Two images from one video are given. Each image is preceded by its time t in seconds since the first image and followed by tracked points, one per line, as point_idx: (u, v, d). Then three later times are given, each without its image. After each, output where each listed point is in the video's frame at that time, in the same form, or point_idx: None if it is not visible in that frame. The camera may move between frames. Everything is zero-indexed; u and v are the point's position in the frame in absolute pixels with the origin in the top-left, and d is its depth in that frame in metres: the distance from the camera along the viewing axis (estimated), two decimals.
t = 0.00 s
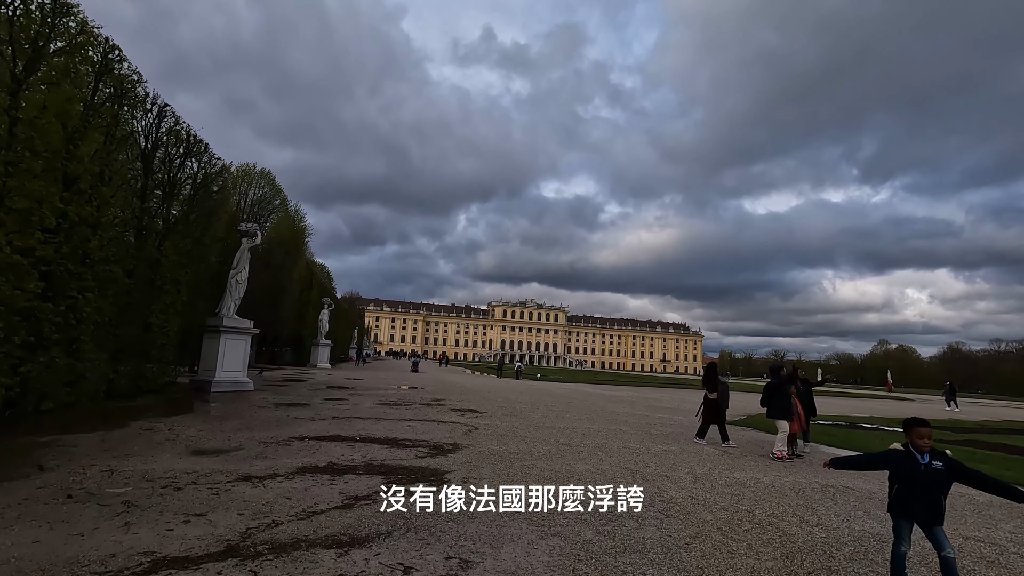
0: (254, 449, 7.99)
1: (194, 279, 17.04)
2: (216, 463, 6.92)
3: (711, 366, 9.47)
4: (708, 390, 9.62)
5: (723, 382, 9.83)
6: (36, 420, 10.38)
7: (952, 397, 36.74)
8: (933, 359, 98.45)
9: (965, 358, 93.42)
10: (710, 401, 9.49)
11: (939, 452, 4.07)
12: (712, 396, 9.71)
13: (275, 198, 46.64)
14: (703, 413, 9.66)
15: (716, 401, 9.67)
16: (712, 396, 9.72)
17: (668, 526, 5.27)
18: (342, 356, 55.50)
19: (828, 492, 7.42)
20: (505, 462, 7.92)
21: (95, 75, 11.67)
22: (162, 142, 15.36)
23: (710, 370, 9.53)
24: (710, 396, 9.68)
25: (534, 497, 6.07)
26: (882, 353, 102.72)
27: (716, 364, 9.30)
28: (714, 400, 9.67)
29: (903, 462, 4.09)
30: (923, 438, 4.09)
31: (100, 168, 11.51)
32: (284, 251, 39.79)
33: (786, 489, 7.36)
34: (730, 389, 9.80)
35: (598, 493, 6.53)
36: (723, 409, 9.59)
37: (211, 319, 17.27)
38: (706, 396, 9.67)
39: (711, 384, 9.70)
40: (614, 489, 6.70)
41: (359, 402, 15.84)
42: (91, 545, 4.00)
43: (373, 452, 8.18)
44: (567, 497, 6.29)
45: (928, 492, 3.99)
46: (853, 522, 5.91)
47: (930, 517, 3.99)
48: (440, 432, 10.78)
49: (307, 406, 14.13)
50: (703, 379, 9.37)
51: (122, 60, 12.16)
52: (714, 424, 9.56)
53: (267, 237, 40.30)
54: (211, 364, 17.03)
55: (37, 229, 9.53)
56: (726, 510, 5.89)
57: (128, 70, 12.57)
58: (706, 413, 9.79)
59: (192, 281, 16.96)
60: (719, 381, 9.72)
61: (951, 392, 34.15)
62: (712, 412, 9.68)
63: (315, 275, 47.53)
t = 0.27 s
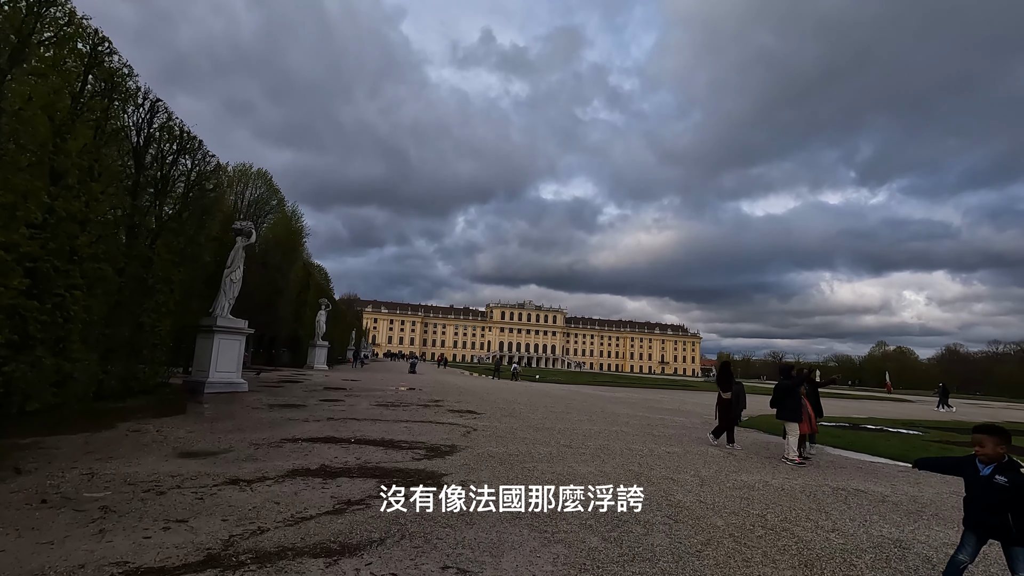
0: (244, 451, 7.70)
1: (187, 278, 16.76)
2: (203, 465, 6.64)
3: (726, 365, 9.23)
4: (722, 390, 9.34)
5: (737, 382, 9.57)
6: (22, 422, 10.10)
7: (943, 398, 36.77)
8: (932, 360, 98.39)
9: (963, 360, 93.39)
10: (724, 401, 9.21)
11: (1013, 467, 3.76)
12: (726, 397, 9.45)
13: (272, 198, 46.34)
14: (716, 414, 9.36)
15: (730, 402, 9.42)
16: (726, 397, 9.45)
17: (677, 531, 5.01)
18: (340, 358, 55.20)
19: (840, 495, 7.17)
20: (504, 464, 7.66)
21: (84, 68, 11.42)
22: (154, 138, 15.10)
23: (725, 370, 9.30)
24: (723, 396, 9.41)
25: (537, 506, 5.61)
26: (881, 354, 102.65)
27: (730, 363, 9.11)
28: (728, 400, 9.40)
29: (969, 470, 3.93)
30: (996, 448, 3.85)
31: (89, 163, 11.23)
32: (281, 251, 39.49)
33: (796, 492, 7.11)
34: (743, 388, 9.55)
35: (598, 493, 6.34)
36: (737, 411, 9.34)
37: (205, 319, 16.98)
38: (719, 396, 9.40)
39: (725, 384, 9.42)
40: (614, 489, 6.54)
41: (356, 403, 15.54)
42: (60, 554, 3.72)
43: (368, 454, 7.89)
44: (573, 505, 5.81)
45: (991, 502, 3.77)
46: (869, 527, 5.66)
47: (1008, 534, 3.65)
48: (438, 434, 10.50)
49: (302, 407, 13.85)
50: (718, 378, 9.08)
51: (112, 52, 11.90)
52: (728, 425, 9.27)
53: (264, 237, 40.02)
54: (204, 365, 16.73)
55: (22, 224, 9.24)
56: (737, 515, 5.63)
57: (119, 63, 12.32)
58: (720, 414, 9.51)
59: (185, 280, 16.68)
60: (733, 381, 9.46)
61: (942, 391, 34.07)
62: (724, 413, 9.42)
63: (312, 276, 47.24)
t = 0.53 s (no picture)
0: (231, 457, 7.37)
1: (179, 277, 16.41)
2: (186, 473, 6.31)
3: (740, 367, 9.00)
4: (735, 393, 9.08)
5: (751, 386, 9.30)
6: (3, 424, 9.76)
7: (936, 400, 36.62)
8: (930, 361, 98.34)
9: (962, 361, 93.35)
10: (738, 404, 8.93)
11: None
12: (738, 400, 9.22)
13: (268, 197, 45.95)
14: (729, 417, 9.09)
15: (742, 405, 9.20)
16: (739, 400, 9.19)
17: (688, 546, 4.68)
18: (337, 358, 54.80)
19: (854, 504, 6.86)
20: (503, 470, 7.34)
21: (70, 60, 11.10)
22: (145, 133, 14.76)
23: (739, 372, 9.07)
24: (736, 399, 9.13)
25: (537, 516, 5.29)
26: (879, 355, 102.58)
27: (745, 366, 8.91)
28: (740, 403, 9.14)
29: None
30: None
31: (75, 157, 10.90)
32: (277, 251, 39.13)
33: (808, 500, 6.80)
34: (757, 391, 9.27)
35: (597, 493, 6.23)
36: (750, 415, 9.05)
37: (197, 319, 16.64)
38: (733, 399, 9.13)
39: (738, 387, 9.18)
40: (614, 489, 6.41)
41: (351, 405, 15.19)
42: None
43: (361, 460, 7.56)
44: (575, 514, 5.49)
45: None
46: (889, 540, 5.35)
47: None
48: (434, 438, 10.18)
49: (296, 410, 13.50)
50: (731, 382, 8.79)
51: (99, 44, 11.58)
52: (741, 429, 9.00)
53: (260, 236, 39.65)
54: (196, 366, 16.36)
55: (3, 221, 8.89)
56: (750, 527, 5.32)
57: (106, 55, 12.00)
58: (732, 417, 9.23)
59: (177, 279, 16.33)
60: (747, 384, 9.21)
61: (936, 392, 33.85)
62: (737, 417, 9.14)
63: (309, 275, 46.89)
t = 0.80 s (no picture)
0: (221, 463, 7.06)
1: (171, 276, 16.06)
2: (173, 480, 6.00)
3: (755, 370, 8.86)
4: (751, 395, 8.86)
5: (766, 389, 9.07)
6: None
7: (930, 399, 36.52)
8: (927, 361, 98.50)
9: (958, 360, 93.52)
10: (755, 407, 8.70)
11: None
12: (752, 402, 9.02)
13: (264, 196, 45.54)
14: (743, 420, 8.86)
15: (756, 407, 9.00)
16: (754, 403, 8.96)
17: (705, 558, 4.40)
18: (334, 359, 54.43)
19: (870, 509, 6.60)
20: (505, 476, 7.04)
21: (57, 52, 10.77)
22: (136, 129, 14.43)
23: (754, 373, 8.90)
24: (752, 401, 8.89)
25: (544, 525, 4.98)
26: (876, 355, 102.72)
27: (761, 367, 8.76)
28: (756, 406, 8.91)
29: None
30: None
31: (61, 152, 10.56)
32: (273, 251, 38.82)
33: (824, 507, 6.53)
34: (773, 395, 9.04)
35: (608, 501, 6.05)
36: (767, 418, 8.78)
37: (190, 320, 16.31)
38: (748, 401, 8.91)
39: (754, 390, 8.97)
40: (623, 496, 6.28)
41: (347, 407, 14.88)
42: None
43: (357, 465, 7.24)
44: (585, 523, 5.16)
45: None
46: (914, 549, 5.08)
47: None
48: (433, 441, 9.88)
49: (291, 412, 13.17)
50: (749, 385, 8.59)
51: (86, 36, 11.25)
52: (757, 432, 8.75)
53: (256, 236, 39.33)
54: (189, 367, 16.02)
55: None
56: (768, 537, 5.03)
57: (95, 48, 11.67)
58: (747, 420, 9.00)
59: (169, 279, 15.99)
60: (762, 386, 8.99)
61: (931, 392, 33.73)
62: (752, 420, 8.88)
63: (305, 275, 46.52)
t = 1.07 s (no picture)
0: (214, 471, 6.76)
1: (166, 277, 15.77)
2: (161, 490, 5.70)
3: (773, 370, 8.82)
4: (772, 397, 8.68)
5: (786, 391, 8.95)
6: None
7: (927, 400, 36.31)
8: (927, 361, 98.29)
9: (958, 360, 93.35)
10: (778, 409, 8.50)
11: None
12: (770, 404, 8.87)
13: (262, 197, 45.23)
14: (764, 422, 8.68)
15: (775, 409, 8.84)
16: (773, 405, 8.80)
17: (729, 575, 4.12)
18: (333, 360, 54.08)
19: (892, 518, 6.32)
20: (511, 483, 6.75)
21: (47, 46, 10.49)
22: (129, 127, 14.15)
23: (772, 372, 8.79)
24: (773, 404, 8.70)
25: (554, 538, 4.69)
26: (876, 355, 102.50)
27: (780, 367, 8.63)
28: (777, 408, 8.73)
29: None
30: None
31: (51, 149, 10.27)
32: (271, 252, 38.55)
33: (844, 515, 6.25)
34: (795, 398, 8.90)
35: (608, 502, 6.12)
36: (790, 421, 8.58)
37: (185, 321, 16.00)
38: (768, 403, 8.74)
39: (774, 392, 8.83)
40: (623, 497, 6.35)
41: (346, 410, 14.57)
42: None
43: (355, 473, 6.95)
44: (597, 535, 4.88)
45: None
46: (946, 562, 4.81)
47: None
48: (434, 446, 9.59)
49: (288, 415, 12.87)
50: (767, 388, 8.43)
51: (77, 30, 10.97)
52: (778, 435, 8.57)
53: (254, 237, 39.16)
54: (184, 370, 15.71)
55: None
56: (792, 550, 4.75)
57: (86, 43, 11.39)
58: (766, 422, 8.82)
59: (164, 279, 15.69)
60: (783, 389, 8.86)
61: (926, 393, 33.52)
62: (773, 422, 8.68)
63: (304, 276, 46.21)
